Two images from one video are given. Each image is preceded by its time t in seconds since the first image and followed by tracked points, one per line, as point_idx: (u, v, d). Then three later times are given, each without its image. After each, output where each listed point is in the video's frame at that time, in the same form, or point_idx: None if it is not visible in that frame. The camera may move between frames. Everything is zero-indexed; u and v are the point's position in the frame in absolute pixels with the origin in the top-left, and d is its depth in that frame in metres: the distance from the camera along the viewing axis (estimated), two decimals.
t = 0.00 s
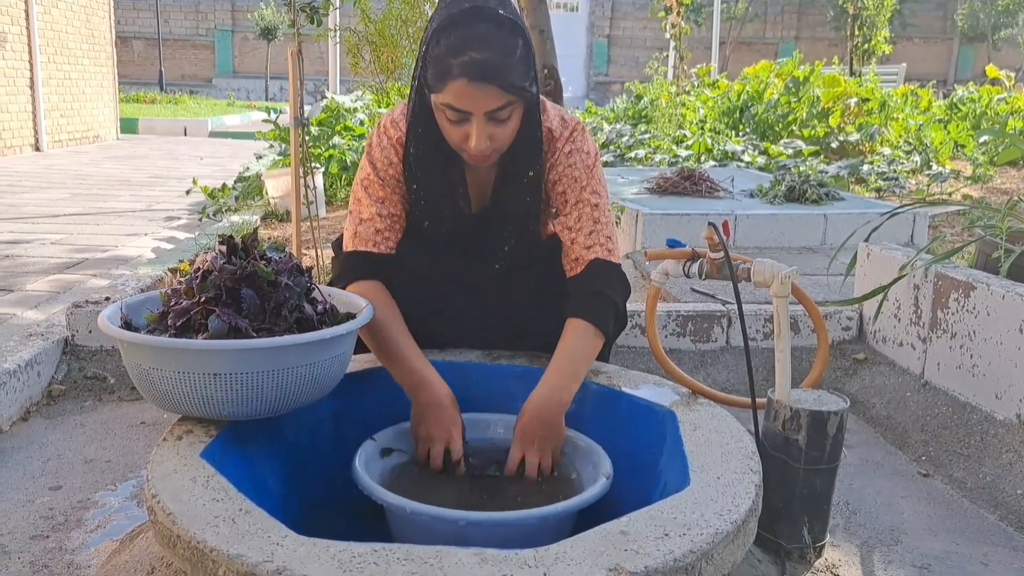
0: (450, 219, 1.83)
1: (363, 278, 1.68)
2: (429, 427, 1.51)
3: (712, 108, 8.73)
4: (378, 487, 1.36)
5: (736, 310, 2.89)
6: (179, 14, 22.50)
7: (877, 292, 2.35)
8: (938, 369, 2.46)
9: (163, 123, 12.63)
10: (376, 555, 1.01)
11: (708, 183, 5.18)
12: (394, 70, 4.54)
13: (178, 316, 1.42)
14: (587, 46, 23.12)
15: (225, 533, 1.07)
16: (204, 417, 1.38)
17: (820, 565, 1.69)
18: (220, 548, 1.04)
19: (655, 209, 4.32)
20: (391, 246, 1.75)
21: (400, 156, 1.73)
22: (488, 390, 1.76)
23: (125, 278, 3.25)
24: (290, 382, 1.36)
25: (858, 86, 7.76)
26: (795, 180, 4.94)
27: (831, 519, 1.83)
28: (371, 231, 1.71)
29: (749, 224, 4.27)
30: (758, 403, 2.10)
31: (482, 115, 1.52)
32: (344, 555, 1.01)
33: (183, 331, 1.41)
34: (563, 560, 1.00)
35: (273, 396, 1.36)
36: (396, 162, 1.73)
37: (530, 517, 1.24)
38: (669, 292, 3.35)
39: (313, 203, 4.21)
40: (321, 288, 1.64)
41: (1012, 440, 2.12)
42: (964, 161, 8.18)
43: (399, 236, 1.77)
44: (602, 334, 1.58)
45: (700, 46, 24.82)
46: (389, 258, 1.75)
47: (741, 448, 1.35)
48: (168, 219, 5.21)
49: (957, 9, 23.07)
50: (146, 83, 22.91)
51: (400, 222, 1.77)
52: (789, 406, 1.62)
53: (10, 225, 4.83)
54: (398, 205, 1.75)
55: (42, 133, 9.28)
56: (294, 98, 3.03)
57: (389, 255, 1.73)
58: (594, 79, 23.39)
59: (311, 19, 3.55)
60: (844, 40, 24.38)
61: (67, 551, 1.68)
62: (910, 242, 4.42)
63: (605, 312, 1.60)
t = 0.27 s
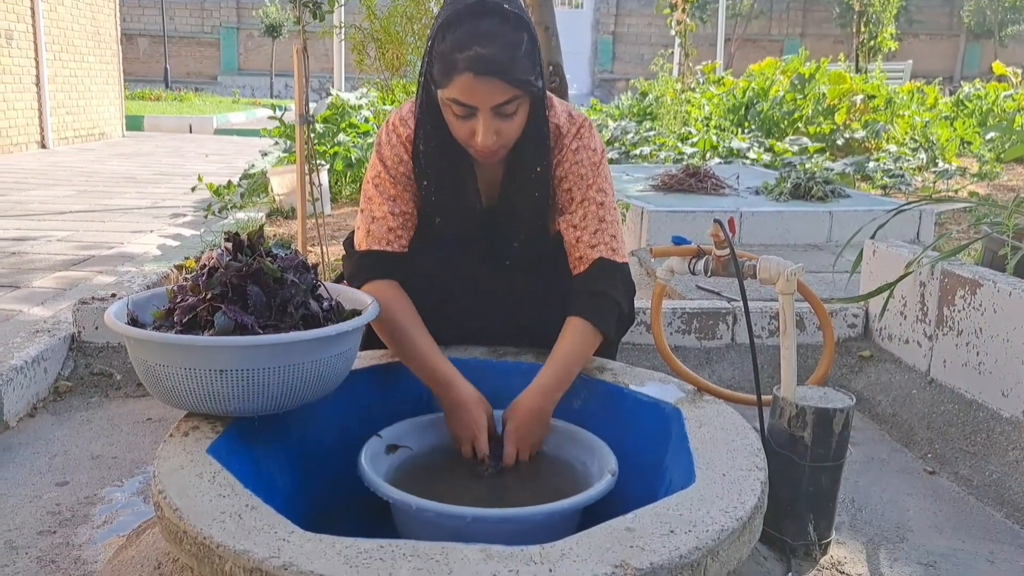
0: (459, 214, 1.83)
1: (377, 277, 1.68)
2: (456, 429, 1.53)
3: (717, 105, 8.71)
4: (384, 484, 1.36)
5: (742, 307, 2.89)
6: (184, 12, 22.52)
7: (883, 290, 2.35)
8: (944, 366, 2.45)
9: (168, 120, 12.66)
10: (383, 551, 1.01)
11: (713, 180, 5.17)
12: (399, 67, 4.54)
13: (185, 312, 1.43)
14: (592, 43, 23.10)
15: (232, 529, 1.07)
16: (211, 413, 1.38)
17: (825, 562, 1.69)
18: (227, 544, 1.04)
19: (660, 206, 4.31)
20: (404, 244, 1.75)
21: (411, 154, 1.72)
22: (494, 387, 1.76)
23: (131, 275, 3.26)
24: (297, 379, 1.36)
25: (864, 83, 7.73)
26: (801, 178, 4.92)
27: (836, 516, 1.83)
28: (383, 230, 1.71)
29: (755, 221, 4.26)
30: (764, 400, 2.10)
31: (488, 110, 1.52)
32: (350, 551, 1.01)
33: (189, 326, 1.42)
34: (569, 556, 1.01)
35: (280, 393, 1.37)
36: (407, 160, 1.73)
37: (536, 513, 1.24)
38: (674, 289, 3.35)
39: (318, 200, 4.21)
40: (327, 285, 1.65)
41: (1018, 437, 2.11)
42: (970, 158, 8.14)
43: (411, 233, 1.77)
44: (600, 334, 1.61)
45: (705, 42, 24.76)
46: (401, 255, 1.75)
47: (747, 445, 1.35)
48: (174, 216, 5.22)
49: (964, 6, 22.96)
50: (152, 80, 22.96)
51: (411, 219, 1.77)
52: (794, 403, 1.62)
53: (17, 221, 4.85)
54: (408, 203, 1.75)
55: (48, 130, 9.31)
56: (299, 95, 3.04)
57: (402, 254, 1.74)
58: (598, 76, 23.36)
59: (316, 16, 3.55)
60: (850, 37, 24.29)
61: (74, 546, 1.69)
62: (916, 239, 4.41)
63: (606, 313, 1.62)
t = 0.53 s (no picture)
0: (466, 204, 1.83)
1: (376, 269, 1.67)
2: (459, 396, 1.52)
3: (721, 102, 8.69)
4: (387, 480, 1.36)
5: (746, 305, 2.88)
6: (189, 9, 22.54)
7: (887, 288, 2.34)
8: (949, 364, 2.44)
9: (172, 117, 12.68)
10: (387, 547, 1.01)
11: (717, 177, 5.16)
12: (403, 63, 4.54)
13: (189, 309, 1.43)
14: (596, 40, 23.08)
15: (236, 525, 1.07)
16: (215, 410, 1.39)
17: (829, 560, 1.69)
18: (231, 540, 1.04)
19: (663, 203, 4.31)
20: (400, 238, 1.74)
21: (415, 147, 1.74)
22: (498, 384, 1.76)
23: (135, 271, 3.27)
24: (302, 375, 1.37)
25: (868, 80, 7.71)
26: (805, 174, 4.91)
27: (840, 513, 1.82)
28: (379, 222, 1.71)
29: (759, 218, 4.26)
30: (768, 397, 2.10)
31: (494, 94, 1.52)
32: (354, 548, 1.01)
33: (193, 323, 1.42)
34: (573, 553, 1.01)
35: (285, 388, 1.37)
36: (409, 152, 1.74)
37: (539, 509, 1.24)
38: (678, 286, 3.35)
39: (322, 197, 4.22)
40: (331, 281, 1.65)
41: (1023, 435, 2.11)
42: (976, 155, 8.12)
43: (409, 228, 1.76)
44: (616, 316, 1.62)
45: (709, 39, 24.72)
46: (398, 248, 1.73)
47: (751, 442, 1.35)
48: (178, 213, 5.23)
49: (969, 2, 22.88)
50: (156, 77, 22.99)
51: (409, 214, 1.77)
52: (799, 400, 1.61)
53: (22, 218, 4.86)
54: (407, 197, 1.75)
55: (53, 127, 9.33)
56: (303, 92, 3.04)
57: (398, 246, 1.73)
58: (602, 73, 23.35)
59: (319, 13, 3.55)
60: (855, 33, 24.23)
61: (78, 542, 1.69)
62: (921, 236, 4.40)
63: (621, 297, 1.63)
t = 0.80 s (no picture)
0: (460, 185, 1.86)
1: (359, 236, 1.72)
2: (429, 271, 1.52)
3: (722, 99, 8.68)
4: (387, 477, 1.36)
5: (747, 302, 2.88)
6: (189, 6, 22.51)
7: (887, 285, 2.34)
8: (950, 361, 2.44)
9: (172, 114, 12.67)
10: (387, 544, 1.01)
11: (717, 174, 5.16)
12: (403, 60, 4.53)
13: (188, 306, 1.43)
14: (596, 37, 23.05)
15: (236, 522, 1.07)
16: (214, 407, 1.38)
17: (828, 557, 1.69)
18: (230, 537, 1.04)
19: (664, 200, 4.30)
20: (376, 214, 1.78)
21: (400, 129, 1.81)
22: (498, 382, 1.76)
23: (135, 268, 3.27)
24: (301, 371, 1.36)
25: (869, 77, 7.70)
26: (805, 172, 4.91)
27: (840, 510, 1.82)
28: (352, 198, 1.76)
29: (760, 215, 4.25)
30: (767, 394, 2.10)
31: (481, 68, 1.54)
32: (354, 545, 1.01)
33: (193, 321, 1.41)
34: (573, 550, 1.01)
35: (285, 385, 1.37)
36: (394, 134, 1.81)
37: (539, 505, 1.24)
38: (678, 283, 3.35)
39: (322, 194, 4.21)
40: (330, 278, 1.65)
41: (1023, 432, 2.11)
42: (976, 152, 8.11)
43: (387, 209, 1.79)
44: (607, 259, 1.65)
45: (710, 36, 24.69)
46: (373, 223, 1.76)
47: (751, 439, 1.35)
48: (178, 210, 5.22)
49: None
50: (155, 74, 22.97)
51: (389, 195, 1.80)
52: (799, 397, 1.61)
53: (21, 215, 4.85)
54: (387, 179, 1.80)
55: (52, 124, 9.32)
56: (303, 88, 3.03)
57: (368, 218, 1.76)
58: (603, 70, 23.32)
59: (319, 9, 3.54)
60: (855, 31, 24.20)
61: (78, 539, 1.69)
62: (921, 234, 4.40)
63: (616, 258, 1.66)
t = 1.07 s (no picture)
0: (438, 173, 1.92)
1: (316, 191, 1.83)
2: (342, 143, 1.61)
3: (718, 97, 8.68)
4: (382, 475, 1.36)
5: (743, 299, 2.88)
6: (184, 3, 22.44)
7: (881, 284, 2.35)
8: (944, 359, 2.45)
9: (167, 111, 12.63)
10: (381, 542, 1.01)
11: (713, 172, 5.16)
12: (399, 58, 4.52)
13: (184, 303, 1.42)
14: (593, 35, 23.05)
15: (230, 520, 1.07)
16: (209, 406, 1.38)
17: (823, 555, 1.70)
18: (225, 535, 1.04)
19: (659, 198, 4.31)
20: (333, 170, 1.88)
21: (376, 107, 1.97)
22: (493, 380, 1.75)
23: (130, 266, 3.26)
24: (296, 369, 1.36)
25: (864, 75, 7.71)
26: (801, 170, 4.92)
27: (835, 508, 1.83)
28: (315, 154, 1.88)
29: (756, 214, 4.26)
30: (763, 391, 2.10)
31: (454, 45, 1.63)
32: (349, 543, 1.01)
33: (187, 318, 1.41)
34: (567, 548, 1.01)
35: (280, 383, 1.36)
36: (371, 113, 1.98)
37: (534, 504, 1.24)
38: (674, 281, 3.35)
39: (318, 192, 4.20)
40: (326, 276, 1.65)
41: (1017, 430, 2.11)
42: (971, 151, 8.13)
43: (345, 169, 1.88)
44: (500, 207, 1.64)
45: (706, 34, 24.70)
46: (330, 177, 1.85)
47: (746, 437, 1.35)
48: (173, 208, 5.21)
49: None
50: (150, 71, 22.90)
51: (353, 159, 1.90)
52: (794, 395, 1.61)
53: (16, 213, 4.83)
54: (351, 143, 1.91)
55: (47, 121, 9.29)
56: (299, 86, 3.03)
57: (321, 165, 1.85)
58: (599, 68, 23.31)
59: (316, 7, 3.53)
60: (851, 29, 24.24)
61: (73, 537, 1.69)
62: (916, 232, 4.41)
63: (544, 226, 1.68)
